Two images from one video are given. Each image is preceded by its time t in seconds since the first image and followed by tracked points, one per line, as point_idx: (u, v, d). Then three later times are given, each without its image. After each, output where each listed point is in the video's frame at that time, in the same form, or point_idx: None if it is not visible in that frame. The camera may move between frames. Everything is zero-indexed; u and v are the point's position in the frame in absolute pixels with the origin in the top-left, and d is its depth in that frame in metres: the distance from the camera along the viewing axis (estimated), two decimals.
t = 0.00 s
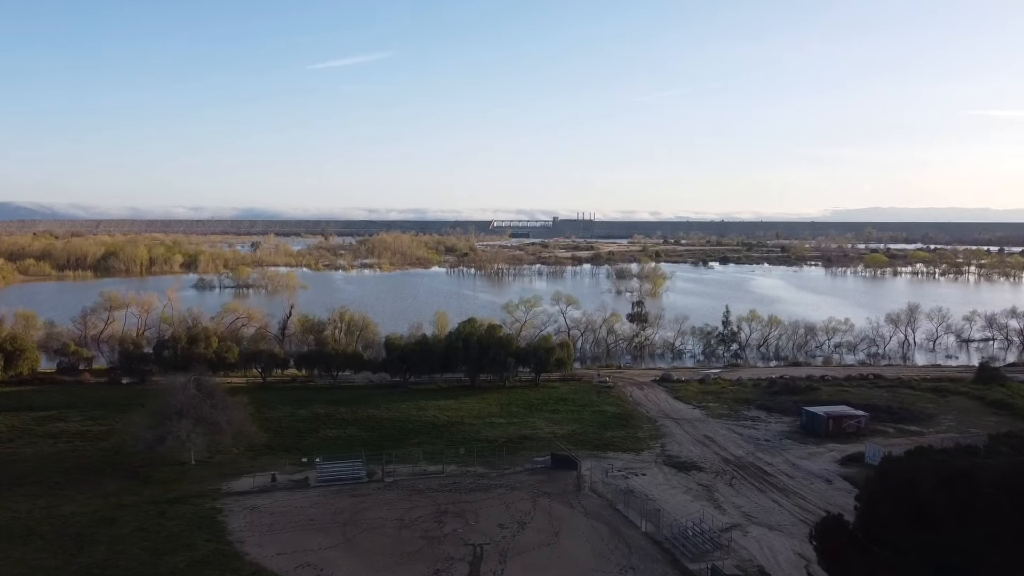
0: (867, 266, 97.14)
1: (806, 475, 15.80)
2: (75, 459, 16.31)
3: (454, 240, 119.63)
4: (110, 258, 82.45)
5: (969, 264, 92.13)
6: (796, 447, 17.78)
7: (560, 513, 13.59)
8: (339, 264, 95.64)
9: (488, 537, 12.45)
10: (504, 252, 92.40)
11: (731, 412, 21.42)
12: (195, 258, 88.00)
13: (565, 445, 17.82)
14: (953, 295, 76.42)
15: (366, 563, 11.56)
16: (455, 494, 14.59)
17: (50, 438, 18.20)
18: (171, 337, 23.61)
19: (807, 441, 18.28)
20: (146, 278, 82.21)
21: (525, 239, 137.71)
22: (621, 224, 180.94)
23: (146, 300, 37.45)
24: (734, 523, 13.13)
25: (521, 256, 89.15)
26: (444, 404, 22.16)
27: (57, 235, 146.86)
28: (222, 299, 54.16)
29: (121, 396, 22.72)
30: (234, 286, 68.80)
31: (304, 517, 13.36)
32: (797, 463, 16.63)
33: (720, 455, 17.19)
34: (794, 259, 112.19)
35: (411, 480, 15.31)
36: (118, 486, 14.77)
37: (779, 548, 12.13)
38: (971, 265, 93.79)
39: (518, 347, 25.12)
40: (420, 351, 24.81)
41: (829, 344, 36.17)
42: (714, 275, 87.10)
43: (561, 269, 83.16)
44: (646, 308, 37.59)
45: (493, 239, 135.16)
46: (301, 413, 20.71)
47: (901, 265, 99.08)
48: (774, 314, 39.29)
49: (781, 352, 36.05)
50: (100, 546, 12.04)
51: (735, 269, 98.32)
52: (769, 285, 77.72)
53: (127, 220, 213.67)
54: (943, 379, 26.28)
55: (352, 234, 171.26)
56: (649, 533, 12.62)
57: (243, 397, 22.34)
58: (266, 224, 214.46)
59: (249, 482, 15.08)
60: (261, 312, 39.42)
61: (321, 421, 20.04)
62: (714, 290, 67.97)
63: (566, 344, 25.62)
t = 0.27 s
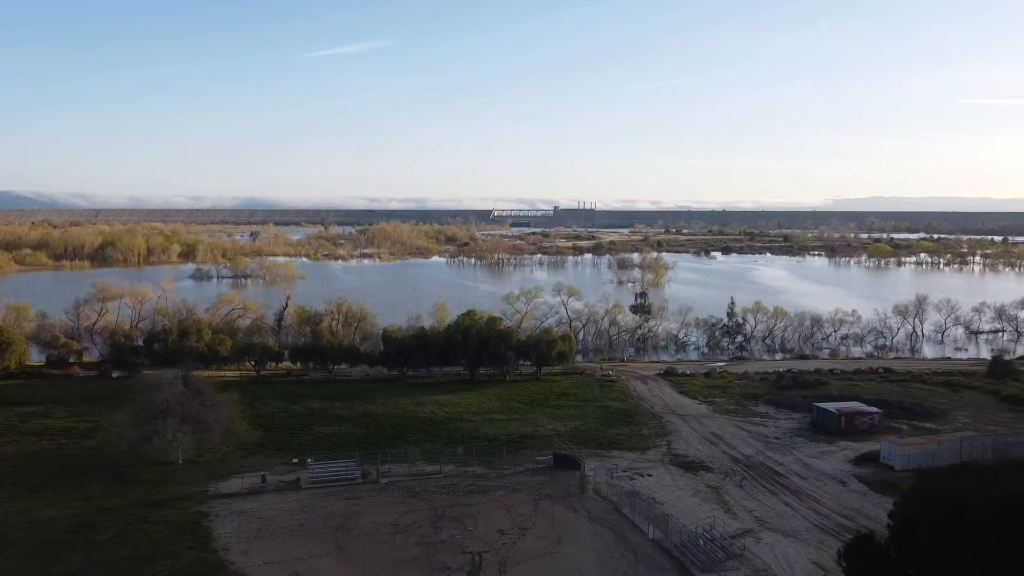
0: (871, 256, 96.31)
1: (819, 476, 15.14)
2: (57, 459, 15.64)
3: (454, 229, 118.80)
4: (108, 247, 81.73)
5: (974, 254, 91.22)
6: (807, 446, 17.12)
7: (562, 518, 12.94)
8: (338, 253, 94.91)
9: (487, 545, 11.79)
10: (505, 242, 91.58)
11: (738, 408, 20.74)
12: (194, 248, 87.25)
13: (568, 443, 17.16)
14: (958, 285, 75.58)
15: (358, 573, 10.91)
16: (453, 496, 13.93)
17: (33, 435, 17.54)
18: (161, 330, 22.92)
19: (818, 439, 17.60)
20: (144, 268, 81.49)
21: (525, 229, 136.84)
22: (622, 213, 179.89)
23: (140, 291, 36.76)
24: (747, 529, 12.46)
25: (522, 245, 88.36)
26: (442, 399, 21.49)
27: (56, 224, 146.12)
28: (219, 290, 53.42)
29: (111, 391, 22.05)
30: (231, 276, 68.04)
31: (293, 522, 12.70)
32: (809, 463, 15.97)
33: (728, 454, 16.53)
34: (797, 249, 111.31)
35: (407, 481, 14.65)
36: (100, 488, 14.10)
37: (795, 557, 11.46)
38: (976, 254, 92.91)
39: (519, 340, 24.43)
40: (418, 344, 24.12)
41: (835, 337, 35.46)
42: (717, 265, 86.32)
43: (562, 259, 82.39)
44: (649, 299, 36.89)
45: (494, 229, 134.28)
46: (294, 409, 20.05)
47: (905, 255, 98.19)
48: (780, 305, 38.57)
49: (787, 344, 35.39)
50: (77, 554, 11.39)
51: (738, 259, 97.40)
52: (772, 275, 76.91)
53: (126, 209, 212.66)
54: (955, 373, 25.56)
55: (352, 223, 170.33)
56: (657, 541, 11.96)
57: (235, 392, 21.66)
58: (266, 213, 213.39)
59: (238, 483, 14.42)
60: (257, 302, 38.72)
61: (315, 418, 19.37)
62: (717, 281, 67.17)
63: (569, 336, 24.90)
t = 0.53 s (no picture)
0: (874, 246, 95.46)
1: (833, 478, 14.47)
2: (37, 458, 14.97)
3: (454, 219, 117.97)
4: (105, 237, 80.95)
5: (979, 244, 90.31)
6: (819, 445, 16.45)
7: (565, 524, 12.30)
8: (337, 243, 94.10)
9: (485, 554, 11.16)
10: (505, 232, 90.75)
11: (746, 404, 20.06)
12: (192, 238, 86.48)
13: (570, 442, 16.49)
14: (963, 276, 74.74)
15: None
16: (450, 500, 13.29)
17: (16, 433, 16.89)
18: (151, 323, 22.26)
19: (830, 438, 16.93)
20: (141, 258, 80.77)
21: (526, 218, 135.94)
22: (624, 203, 178.85)
23: (134, 282, 36.07)
24: (759, 536, 11.81)
25: (522, 235, 87.57)
26: (440, 395, 20.84)
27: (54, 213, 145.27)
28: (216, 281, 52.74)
29: (99, 385, 21.41)
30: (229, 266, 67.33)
31: (282, 529, 12.07)
32: (821, 464, 15.30)
33: (737, 454, 15.88)
34: (800, 238, 110.41)
35: (402, 484, 14.00)
36: (81, 490, 13.44)
37: (811, 568, 10.81)
38: (981, 244, 92.00)
39: (520, 334, 23.75)
40: (416, 337, 23.44)
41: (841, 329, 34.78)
42: (720, 255, 85.52)
43: (563, 249, 81.61)
44: (652, 290, 36.22)
45: (494, 218, 133.37)
46: (287, 406, 19.41)
47: (909, 246, 97.26)
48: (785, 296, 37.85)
49: (792, 337, 34.77)
50: (51, 564, 10.74)
51: (740, 249, 96.57)
52: (775, 266, 76.14)
53: (125, 199, 211.63)
54: (967, 367, 24.87)
55: (352, 213, 169.37)
56: (665, 550, 11.32)
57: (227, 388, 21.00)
58: (265, 203, 212.31)
59: (225, 486, 13.78)
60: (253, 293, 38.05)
61: (308, 415, 18.72)
62: (720, 271, 66.38)
63: (571, 329, 24.21)
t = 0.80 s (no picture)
0: (879, 236, 94.56)
1: (848, 482, 13.80)
2: (16, 458, 14.30)
3: (455, 208, 117.06)
4: (103, 226, 80.17)
5: (984, 234, 89.34)
6: (832, 446, 15.78)
7: (568, 531, 11.66)
8: (337, 233, 93.29)
9: (484, 565, 10.52)
10: (506, 221, 89.91)
11: (753, 402, 19.41)
12: (190, 227, 85.71)
13: (573, 443, 15.83)
14: (969, 265, 73.89)
15: None
16: (447, 505, 12.65)
17: None
18: (141, 317, 21.60)
19: (843, 438, 16.28)
20: (139, 248, 80.05)
21: (527, 208, 134.97)
22: (625, 192, 177.69)
23: (127, 273, 35.40)
24: (774, 545, 11.17)
25: (523, 225, 86.71)
26: (438, 391, 20.18)
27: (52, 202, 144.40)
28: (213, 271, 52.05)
29: (87, 381, 20.76)
30: (227, 256, 66.61)
31: (269, 536, 11.43)
32: (835, 466, 14.63)
33: (747, 455, 15.23)
34: (803, 228, 109.42)
35: (397, 488, 13.35)
36: (60, 494, 12.78)
37: None
38: (987, 234, 91.04)
39: (521, 327, 23.09)
40: (415, 331, 22.76)
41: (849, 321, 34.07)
42: (723, 245, 84.72)
43: (565, 238, 80.82)
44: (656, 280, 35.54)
45: (495, 207, 132.40)
46: (280, 404, 18.77)
47: (914, 235, 96.28)
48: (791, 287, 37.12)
49: (798, 329, 34.15)
50: None
51: (743, 238, 95.68)
52: (779, 256, 75.33)
53: (124, 188, 210.49)
54: (981, 362, 24.17)
55: (352, 202, 168.22)
56: (673, 560, 10.68)
57: (218, 384, 20.33)
58: (265, 192, 211.16)
59: (211, 490, 13.13)
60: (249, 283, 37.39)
61: (301, 413, 18.08)
62: (723, 261, 65.58)
63: (573, 323, 23.52)
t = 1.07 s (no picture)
0: (882, 226, 93.70)
1: (864, 486, 13.15)
2: None
3: (455, 197, 116.13)
4: (99, 216, 79.35)
5: (989, 224, 88.44)
6: (846, 446, 15.13)
7: (572, 541, 11.01)
8: (335, 222, 92.46)
9: None
10: (507, 210, 89.06)
11: (762, 398, 18.76)
12: (187, 216, 84.90)
13: (575, 443, 15.19)
14: (974, 255, 73.07)
15: None
16: (444, 512, 12.00)
17: None
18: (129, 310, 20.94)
19: (857, 438, 15.62)
20: (136, 238, 79.28)
21: (527, 197, 134.03)
22: (627, 181, 176.55)
23: (120, 264, 34.71)
24: (790, 557, 10.53)
25: (524, 214, 85.89)
26: (436, 387, 19.53)
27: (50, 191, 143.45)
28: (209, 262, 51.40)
29: (73, 376, 20.08)
30: (224, 246, 65.87)
31: (255, 547, 10.80)
32: (850, 469, 13.98)
33: (757, 456, 14.57)
34: (806, 217, 108.50)
35: (391, 493, 12.71)
36: (37, 497, 12.07)
37: None
38: (991, 224, 90.15)
39: (521, 321, 22.44)
40: (412, 324, 22.11)
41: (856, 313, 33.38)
42: (725, 235, 83.89)
43: (566, 228, 80.02)
44: (659, 271, 34.89)
45: (495, 196, 131.44)
46: (272, 401, 18.12)
47: (918, 225, 95.42)
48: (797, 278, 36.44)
49: (804, 322, 33.48)
50: None
51: (746, 228, 94.82)
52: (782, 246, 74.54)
53: (123, 177, 209.25)
54: (994, 356, 23.49)
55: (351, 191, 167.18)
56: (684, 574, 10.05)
57: (208, 380, 19.68)
58: (264, 181, 209.95)
59: (195, 495, 12.48)
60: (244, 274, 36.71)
61: (294, 411, 17.42)
62: (726, 252, 64.83)
63: (574, 316, 22.83)
